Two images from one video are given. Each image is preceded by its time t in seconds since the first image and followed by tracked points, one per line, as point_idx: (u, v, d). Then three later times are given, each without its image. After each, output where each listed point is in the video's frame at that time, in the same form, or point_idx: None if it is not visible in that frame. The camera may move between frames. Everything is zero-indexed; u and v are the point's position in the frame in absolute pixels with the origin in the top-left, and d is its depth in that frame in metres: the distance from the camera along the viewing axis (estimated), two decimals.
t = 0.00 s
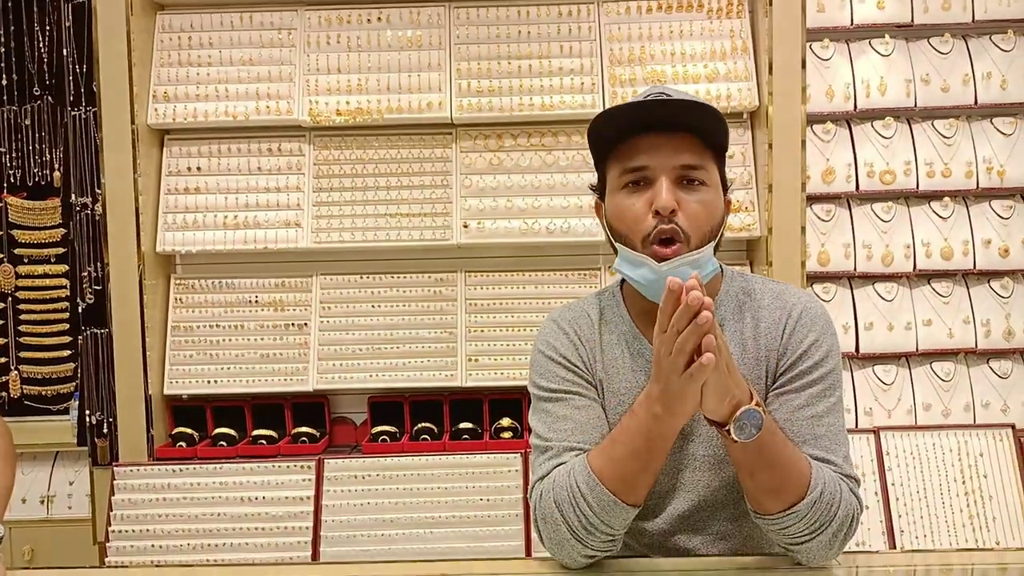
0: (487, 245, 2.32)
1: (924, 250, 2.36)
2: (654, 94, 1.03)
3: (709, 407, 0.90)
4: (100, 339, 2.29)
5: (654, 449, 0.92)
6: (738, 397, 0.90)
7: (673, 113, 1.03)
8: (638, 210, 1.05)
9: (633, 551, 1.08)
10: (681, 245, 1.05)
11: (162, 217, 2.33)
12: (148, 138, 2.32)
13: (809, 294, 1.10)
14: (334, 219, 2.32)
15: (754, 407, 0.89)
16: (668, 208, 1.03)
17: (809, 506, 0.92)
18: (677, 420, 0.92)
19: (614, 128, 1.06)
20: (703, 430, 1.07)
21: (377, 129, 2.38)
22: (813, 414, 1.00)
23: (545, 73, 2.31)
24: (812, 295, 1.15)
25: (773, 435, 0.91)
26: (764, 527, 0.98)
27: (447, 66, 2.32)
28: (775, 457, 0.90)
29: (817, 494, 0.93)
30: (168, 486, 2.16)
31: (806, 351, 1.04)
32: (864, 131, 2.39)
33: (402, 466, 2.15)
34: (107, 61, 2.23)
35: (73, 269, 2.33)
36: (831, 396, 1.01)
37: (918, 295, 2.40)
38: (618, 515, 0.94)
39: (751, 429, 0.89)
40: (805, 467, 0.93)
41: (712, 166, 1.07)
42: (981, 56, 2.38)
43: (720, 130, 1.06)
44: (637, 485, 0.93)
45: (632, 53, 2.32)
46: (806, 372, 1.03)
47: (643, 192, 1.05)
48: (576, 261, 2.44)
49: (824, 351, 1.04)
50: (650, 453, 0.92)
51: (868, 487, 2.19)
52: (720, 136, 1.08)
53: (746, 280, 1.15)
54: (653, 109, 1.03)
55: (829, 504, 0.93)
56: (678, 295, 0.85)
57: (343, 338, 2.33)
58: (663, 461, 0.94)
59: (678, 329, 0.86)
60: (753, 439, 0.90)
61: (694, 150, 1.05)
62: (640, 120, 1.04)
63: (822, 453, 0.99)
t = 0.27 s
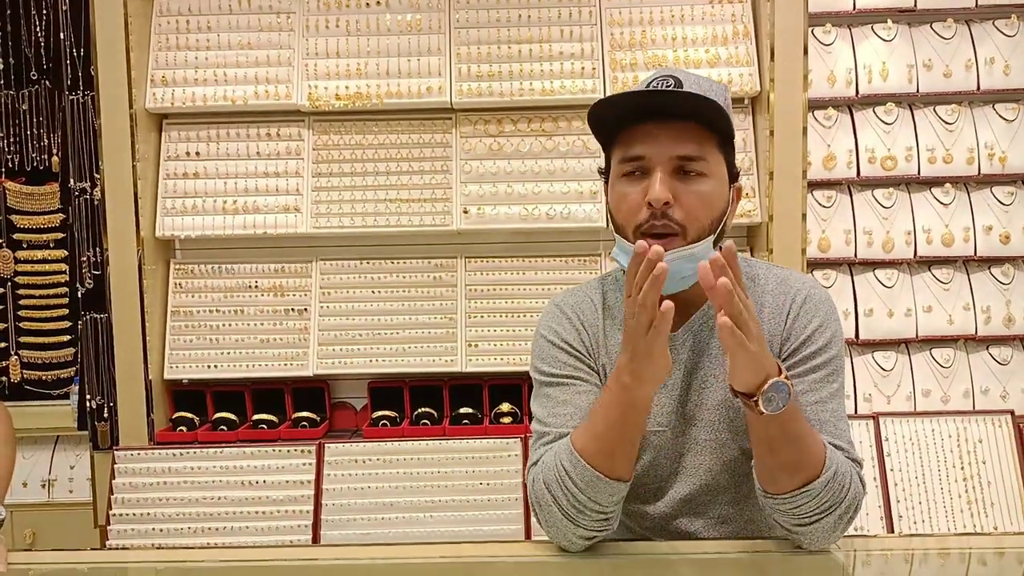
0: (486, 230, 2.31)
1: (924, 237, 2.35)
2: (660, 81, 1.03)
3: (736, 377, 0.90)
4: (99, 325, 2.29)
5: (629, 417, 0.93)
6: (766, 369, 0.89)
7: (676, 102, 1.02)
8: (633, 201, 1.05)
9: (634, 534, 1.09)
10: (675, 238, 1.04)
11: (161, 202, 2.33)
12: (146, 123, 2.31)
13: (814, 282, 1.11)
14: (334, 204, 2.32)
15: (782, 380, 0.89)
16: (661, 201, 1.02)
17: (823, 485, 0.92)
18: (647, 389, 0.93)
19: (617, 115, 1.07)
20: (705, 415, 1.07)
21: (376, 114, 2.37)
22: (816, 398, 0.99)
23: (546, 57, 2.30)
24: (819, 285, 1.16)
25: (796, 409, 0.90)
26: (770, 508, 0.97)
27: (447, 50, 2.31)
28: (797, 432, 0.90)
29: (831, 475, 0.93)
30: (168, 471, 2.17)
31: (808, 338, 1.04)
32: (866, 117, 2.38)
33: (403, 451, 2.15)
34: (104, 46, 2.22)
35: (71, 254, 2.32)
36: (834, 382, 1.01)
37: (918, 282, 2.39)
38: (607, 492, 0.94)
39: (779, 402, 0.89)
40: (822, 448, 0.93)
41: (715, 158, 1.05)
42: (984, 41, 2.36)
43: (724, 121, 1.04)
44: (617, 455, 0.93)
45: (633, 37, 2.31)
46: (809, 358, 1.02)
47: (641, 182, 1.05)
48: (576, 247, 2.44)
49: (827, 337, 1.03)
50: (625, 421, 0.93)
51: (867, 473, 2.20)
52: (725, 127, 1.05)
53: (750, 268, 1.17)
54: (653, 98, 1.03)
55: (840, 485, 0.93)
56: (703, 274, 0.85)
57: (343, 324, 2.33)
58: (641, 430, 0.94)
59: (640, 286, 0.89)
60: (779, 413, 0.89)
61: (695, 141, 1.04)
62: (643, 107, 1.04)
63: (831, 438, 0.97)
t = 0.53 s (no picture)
0: (486, 224, 2.31)
1: (924, 231, 2.35)
2: (667, 82, 1.01)
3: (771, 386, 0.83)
4: (98, 319, 2.28)
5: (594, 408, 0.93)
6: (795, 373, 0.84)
7: (683, 104, 1.01)
8: (637, 201, 1.05)
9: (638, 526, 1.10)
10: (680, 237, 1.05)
11: (160, 195, 2.32)
12: (145, 116, 2.31)
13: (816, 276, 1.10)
14: (334, 198, 2.31)
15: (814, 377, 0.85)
16: (665, 203, 1.02)
17: (837, 482, 0.92)
18: (608, 379, 0.93)
19: (624, 114, 1.05)
20: (708, 409, 1.06)
21: (376, 107, 2.36)
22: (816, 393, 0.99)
23: (546, 50, 2.29)
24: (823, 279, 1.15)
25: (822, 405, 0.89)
26: (778, 506, 0.95)
27: (447, 43, 2.30)
28: (820, 428, 0.89)
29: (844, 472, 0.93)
30: (168, 464, 2.17)
31: (810, 332, 1.04)
32: (866, 111, 2.38)
33: (401, 445, 2.16)
34: (103, 38, 2.21)
35: (71, 248, 2.32)
36: (836, 376, 1.01)
37: (917, 276, 2.40)
38: (586, 487, 0.94)
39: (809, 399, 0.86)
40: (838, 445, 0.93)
41: (723, 158, 1.05)
42: (985, 34, 2.36)
43: (733, 122, 1.03)
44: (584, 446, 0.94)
45: (634, 30, 2.30)
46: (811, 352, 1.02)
47: (645, 182, 1.05)
48: (576, 240, 2.44)
49: (829, 332, 1.03)
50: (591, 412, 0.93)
51: (866, 467, 2.20)
52: (735, 127, 1.04)
53: (754, 262, 1.16)
54: (661, 99, 1.01)
55: (852, 482, 0.93)
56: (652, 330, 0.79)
57: (342, 318, 2.33)
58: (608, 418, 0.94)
59: (613, 268, 0.85)
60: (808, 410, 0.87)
61: (703, 142, 1.03)
62: (649, 108, 1.03)
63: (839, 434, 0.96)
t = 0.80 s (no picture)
0: (482, 219, 2.30)
1: (922, 227, 2.34)
2: (686, 70, 0.99)
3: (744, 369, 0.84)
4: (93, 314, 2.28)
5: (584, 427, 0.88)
6: (770, 361, 0.83)
7: (700, 94, 0.99)
8: (654, 187, 1.03)
9: (633, 517, 1.09)
10: (694, 225, 1.04)
11: (154, 190, 2.30)
12: (140, 110, 2.29)
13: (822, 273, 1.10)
14: (329, 192, 2.30)
15: (791, 371, 0.83)
16: (683, 190, 1.01)
17: (828, 477, 0.88)
18: (602, 400, 0.87)
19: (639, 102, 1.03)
20: (708, 399, 1.06)
21: (372, 102, 2.35)
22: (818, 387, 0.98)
23: (543, 44, 2.28)
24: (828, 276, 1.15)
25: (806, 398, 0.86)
26: (767, 497, 0.93)
27: (444, 37, 2.29)
28: (806, 422, 0.86)
29: (838, 468, 0.89)
30: (163, 460, 2.16)
31: (815, 326, 1.03)
32: (864, 106, 2.37)
33: (396, 440, 2.14)
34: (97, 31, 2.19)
35: (66, 243, 2.31)
36: (837, 371, 1.00)
37: (915, 272, 2.39)
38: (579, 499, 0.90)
39: (786, 392, 0.84)
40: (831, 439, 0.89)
41: (738, 148, 1.04)
42: (985, 29, 2.35)
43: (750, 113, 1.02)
44: (573, 463, 0.90)
45: (632, 24, 2.29)
46: (814, 346, 1.01)
47: (661, 169, 1.03)
48: (572, 236, 2.42)
49: (834, 328, 1.02)
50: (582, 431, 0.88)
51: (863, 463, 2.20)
52: (750, 118, 1.03)
53: (761, 257, 1.15)
54: (677, 88, 0.99)
55: (846, 478, 0.90)
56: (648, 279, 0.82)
57: (339, 313, 2.32)
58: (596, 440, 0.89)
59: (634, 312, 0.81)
60: (788, 402, 0.85)
61: (719, 132, 1.02)
62: (666, 95, 1.01)
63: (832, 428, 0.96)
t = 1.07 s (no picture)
0: (479, 216, 2.30)
1: (919, 223, 2.35)
2: (711, 53, 1.01)
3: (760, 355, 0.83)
4: (90, 312, 2.28)
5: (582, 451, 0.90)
6: (787, 354, 0.83)
7: (724, 76, 1.01)
8: (676, 168, 1.04)
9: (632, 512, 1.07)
10: (714, 206, 1.04)
11: (150, 187, 2.30)
12: (136, 107, 2.28)
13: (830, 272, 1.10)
14: (326, 189, 2.30)
15: (805, 368, 0.83)
16: (707, 168, 1.01)
17: (831, 475, 0.89)
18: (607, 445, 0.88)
19: (659, 85, 1.04)
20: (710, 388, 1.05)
21: (368, 98, 2.34)
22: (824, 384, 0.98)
23: (540, 41, 2.28)
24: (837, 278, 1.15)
25: (814, 395, 0.86)
26: (768, 493, 0.93)
27: (440, 34, 2.29)
28: (813, 419, 0.86)
29: (840, 466, 0.90)
30: (161, 458, 2.16)
31: (823, 324, 1.03)
32: (861, 102, 2.37)
33: (393, 438, 2.15)
34: (93, 29, 2.19)
35: (62, 241, 2.30)
36: (845, 371, 1.00)
37: (912, 268, 2.40)
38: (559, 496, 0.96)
39: (797, 387, 0.84)
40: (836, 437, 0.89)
41: (757, 134, 1.06)
42: (981, 25, 2.35)
43: (767, 96, 1.03)
44: (561, 473, 0.93)
45: (628, 20, 2.28)
46: (823, 345, 1.01)
47: (684, 151, 1.04)
48: (570, 233, 2.42)
49: (842, 327, 1.03)
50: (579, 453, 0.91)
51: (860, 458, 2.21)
52: (768, 103, 1.05)
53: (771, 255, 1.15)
54: (703, 69, 1.01)
55: (847, 477, 0.90)
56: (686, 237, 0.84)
57: (335, 311, 2.32)
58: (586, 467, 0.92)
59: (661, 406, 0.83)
60: (796, 398, 0.85)
61: (739, 115, 1.03)
62: (691, 78, 1.02)
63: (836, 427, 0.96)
